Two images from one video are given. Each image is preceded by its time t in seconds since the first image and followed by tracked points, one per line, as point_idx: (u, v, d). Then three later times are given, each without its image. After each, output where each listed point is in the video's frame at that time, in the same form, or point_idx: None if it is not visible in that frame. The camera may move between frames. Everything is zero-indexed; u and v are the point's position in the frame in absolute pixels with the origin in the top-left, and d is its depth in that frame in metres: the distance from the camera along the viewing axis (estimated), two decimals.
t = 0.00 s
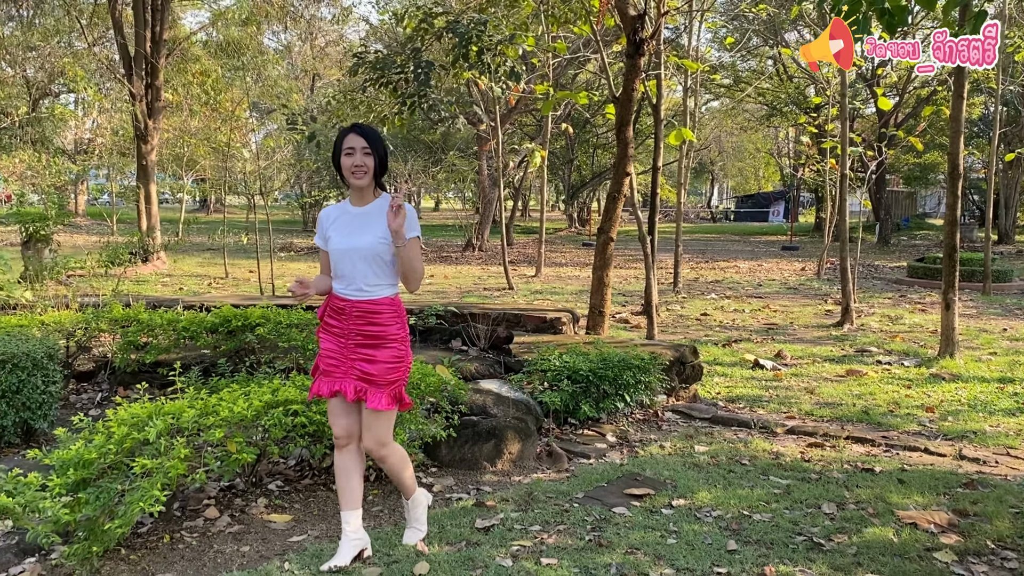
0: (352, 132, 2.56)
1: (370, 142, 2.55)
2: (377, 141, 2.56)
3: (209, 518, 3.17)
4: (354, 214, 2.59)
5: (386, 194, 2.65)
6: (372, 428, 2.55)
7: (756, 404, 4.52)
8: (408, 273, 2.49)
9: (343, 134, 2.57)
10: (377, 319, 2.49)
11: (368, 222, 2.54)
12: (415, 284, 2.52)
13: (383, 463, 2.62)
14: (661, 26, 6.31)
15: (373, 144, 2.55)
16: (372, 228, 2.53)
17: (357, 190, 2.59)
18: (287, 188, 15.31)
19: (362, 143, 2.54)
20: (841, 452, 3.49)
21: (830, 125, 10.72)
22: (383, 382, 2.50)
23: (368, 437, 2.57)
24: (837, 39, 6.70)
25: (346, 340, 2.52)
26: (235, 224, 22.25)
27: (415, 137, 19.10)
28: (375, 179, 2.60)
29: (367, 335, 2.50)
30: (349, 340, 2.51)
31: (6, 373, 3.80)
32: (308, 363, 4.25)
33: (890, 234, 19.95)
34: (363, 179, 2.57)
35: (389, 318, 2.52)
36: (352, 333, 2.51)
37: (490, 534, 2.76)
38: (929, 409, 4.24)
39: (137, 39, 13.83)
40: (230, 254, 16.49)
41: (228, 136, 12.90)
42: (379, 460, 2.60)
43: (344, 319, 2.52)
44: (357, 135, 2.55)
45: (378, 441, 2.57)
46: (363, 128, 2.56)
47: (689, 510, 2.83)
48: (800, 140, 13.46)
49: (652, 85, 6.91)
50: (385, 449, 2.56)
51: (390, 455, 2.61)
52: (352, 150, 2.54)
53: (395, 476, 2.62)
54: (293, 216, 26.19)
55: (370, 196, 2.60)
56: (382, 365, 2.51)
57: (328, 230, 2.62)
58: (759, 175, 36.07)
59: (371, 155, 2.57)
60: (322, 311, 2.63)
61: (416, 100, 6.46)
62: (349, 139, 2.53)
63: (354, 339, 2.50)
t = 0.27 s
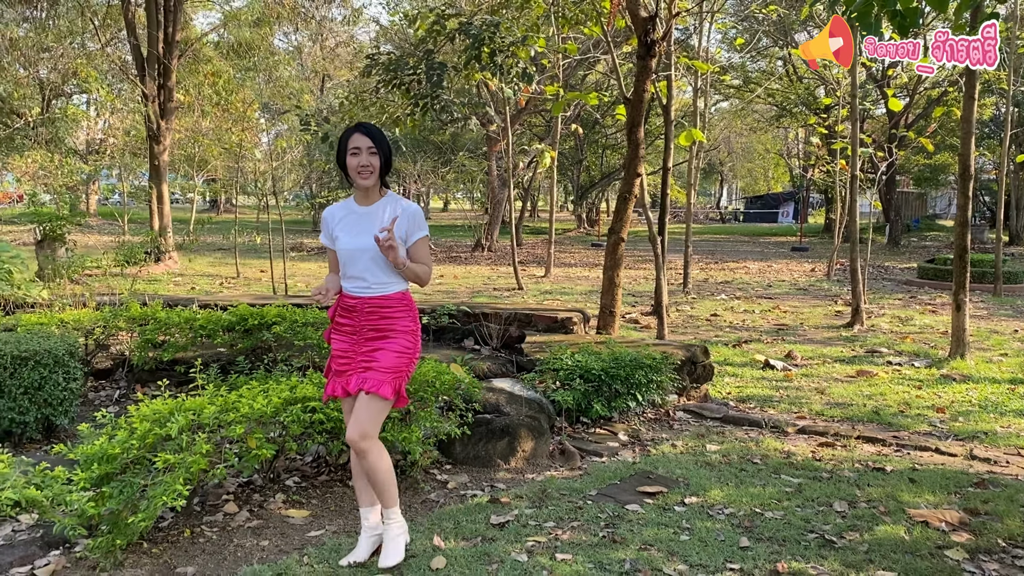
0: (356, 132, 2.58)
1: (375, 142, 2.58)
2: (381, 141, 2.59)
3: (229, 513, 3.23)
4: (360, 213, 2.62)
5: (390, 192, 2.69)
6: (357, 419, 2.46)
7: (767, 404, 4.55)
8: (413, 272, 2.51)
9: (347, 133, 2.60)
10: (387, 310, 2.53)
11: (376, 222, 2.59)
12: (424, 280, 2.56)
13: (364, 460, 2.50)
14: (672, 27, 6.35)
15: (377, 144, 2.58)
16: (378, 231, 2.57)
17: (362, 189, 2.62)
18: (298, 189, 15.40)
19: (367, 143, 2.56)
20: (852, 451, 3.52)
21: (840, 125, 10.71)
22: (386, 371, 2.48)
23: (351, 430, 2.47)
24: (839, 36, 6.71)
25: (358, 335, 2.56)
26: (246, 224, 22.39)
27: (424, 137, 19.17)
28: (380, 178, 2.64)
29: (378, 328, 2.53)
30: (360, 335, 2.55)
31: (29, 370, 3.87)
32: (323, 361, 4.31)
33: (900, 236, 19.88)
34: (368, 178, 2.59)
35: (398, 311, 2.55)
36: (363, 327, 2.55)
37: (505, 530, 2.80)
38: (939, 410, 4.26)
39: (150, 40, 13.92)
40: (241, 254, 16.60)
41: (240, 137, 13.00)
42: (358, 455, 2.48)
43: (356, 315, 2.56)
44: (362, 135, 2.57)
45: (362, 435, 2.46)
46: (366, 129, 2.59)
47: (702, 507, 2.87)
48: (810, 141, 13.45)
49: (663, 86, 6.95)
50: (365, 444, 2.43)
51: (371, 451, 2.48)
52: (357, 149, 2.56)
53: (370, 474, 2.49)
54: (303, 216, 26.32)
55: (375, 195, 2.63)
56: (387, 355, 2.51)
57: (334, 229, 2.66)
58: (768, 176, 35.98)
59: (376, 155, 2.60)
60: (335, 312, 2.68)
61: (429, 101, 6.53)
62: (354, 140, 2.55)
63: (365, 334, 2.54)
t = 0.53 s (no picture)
0: (367, 128, 2.60)
1: (386, 138, 2.61)
2: (391, 138, 2.61)
3: (245, 508, 3.28)
4: (369, 210, 2.63)
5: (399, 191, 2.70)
6: (361, 410, 2.49)
7: (777, 404, 4.57)
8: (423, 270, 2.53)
9: (358, 130, 2.61)
10: (396, 307, 2.53)
11: (385, 218, 2.59)
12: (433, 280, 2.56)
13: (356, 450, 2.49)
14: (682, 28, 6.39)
15: (388, 140, 2.60)
16: (386, 228, 2.58)
17: (370, 186, 2.62)
18: (307, 189, 15.49)
19: (378, 139, 2.58)
20: (861, 451, 3.55)
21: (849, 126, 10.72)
22: (393, 365, 2.49)
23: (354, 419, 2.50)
24: (832, 26, 6.66)
25: (368, 332, 2.56)
26: (256, 224, 22.52)
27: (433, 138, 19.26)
28: (389, 175, 2.65)
29: (387, 325, 2.54)
30: (370, 332, 2.56)
31: (49, 367, 3.94)
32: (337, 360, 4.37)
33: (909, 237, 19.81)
34: (377, 175, 2.60)
35: (407, 309, 2.55)
36: (372, 324, 2.56)
37: (518, 526, 2.85)
38: (949, 411, 4.27)
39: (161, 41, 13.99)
40: (251, 253, 16.71)
41: (250, 138, 13.10)
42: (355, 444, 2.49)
43: (365, 313, 2.56)
44: (373, 132, 2.59)
45: (366, 426, 2.48)
46: (377, 125, 2.60)
47: (712, 505, 2.90)
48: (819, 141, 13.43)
49: (673, 87, 6.98)
50: (361, 434, 2.46)
51: (369, 443, 2.49)
52: (368, 145, 2.58)
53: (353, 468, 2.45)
54: (313, 217, 26.44)
55: (384, 193, 2.64)
56: (395, 351, 2.52)
57: (343, 227, 2.67)
58: (777, 177, 35.87)
59: (386, 151, 2.62)
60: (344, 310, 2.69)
61: (440, 103, 6.59)
62: (365, 135, 2.56)
63: (375, 331, 2.55)
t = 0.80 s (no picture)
0: (374, 135, 2.59)
1: (393, 144, 2.59)
2: (398, 144, 2.58)
3: (261, 503, 3.34)
4: (378, 215, 2.63)
5: (409, 195, 2.68)
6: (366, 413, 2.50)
7: (785, 404, 4.60)
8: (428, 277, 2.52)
9: (366, 136, 2.61)
10: (400, 312, 2.51)
11: (392, 224, 2.59)
12: (440, 287, 2.55)
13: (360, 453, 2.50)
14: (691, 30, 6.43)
15: (395, 146, 2.58)
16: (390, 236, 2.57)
17: (380, 192, 2.62)
18: (317, 189, 15.59)
19: (385, 146, 2.57)
20: (869, 450, 3.58)
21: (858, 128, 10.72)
22: (395, 371, 2.48)
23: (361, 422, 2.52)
24: (827, 40, 6.74)
25: (371, 334, 2.56)
26: (266, 225, 22.67)
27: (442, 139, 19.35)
28: (398, 181, 2.63)
29: (392, 329, 2.53)
30: (374, 335, 2.55)
31: (68, 363, 4.01)
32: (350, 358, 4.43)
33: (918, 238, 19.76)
34: (386, 182, 2.60)
35: (411, 313, 2.53)
36: (377, 327, 2.54)
37: (529, 522, 2.89)
38: (957, 412, 4.29)
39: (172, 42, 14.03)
40: (261, 254, 16.82)
41: (260, 138, 13.20)
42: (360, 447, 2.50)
43: (371, 315, 2.56)
44: (380, 138, 2.58)
45: (370, 429, 2.49)
46: (385, 131, 2.59)
47: (721, 503, 2.94)
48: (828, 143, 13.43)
49: (682, 89, 7.02)
50: (367, 439, 2.46)
51: (373, 447, 2.49)
52: (375, 152, 2.57)
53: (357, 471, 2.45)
54: (322, 217, 26.59)
55: (393, 199, 2.64)
56: (398, 356, 2.51)
57: (354, 231, 2.68)
58: (785, 178, 35.76)
59: (394, 158, 2.60)
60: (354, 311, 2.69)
61: (451, 104, 6.66)
62: (372, 143, 2.56)
63: (379, 334, 2.54)
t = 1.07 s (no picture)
0: (379, 136, 2.58)
1: (398, 145, 2.57)
2: (403, 144, 2.56)
3: (276, 498, 3.40)
4: (382, 217, 2.62)
5: (414, 196, 2.66)
6: (376, 422, 2.52)
7: (793, 404, 4.63)
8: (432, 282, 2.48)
9: (372, 137, 2.60)
10: (403, 317, 2.50)
11: (395, 226, 2.58)
12: (448, 290, 2.52)
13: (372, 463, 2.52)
14: (700, 31, 6.47)
15: (399, 148, 2.56)
16: (394, 237, 2.56)
17: (384, 193, 2.61)
18: (325, 189, 15.68)
19: (389, 147, 2.55)
20: (877, 449, 3.61)
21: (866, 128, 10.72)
22: (402, 377, 2.49)
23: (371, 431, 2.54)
24: (836, 36, 6.73)
25: (375, 340, 2.55)
26: (274, 224, 22.80)
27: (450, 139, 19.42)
28: (403, 181, 2.60)
29: (396, 334, 2.52)
30: (378, 341, 2.55)
31: (84, 360, 4.05)
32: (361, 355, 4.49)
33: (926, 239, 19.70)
34: (390, 183, 2.58)
35: (414, 317, 2.52)
36: (379, 333, 2.54)
37: (540, 518, 2.94)
38: (964, 412, 4.31)
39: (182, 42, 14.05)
40: (270, 253, 16.93)
41: (270, 138, 13.29)
42: (373, 456, 2.53)
43: (374, 321, 2.55)
44: (385, 140, 2.57)
45: (379, 437, 2.51)
46: (391, 133, 2.57)
47: (730, 500, 2.98)
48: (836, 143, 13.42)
49: (690, 89, 7.06)
50: (379, 447, 2.49)
51: (385, 454, 2.52)
52: (379, 153, 2.56)
53: (367, 478, 2.47)
54: (330, 217, 26.72)
55: (398, 200, 2.62)
56: (403, 362, 2.51)
57: (357, 232, 2.67)
58: (793, 178, 35.67)
59: (399, 159, 2.58)
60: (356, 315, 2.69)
61: (461, 105, 6.72)
62: (377, 144, 2.55)
63: (383, 339, 2.53)
